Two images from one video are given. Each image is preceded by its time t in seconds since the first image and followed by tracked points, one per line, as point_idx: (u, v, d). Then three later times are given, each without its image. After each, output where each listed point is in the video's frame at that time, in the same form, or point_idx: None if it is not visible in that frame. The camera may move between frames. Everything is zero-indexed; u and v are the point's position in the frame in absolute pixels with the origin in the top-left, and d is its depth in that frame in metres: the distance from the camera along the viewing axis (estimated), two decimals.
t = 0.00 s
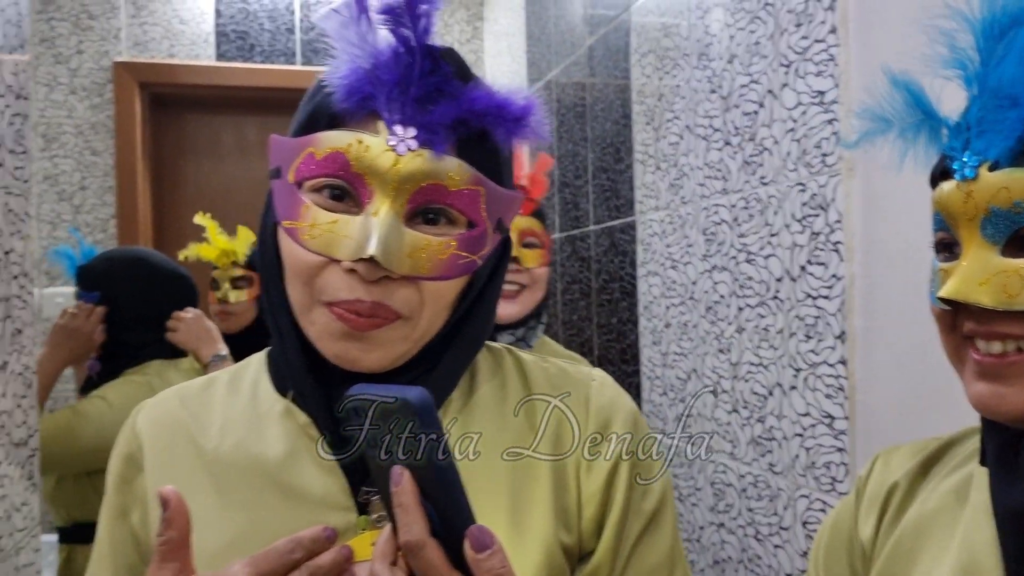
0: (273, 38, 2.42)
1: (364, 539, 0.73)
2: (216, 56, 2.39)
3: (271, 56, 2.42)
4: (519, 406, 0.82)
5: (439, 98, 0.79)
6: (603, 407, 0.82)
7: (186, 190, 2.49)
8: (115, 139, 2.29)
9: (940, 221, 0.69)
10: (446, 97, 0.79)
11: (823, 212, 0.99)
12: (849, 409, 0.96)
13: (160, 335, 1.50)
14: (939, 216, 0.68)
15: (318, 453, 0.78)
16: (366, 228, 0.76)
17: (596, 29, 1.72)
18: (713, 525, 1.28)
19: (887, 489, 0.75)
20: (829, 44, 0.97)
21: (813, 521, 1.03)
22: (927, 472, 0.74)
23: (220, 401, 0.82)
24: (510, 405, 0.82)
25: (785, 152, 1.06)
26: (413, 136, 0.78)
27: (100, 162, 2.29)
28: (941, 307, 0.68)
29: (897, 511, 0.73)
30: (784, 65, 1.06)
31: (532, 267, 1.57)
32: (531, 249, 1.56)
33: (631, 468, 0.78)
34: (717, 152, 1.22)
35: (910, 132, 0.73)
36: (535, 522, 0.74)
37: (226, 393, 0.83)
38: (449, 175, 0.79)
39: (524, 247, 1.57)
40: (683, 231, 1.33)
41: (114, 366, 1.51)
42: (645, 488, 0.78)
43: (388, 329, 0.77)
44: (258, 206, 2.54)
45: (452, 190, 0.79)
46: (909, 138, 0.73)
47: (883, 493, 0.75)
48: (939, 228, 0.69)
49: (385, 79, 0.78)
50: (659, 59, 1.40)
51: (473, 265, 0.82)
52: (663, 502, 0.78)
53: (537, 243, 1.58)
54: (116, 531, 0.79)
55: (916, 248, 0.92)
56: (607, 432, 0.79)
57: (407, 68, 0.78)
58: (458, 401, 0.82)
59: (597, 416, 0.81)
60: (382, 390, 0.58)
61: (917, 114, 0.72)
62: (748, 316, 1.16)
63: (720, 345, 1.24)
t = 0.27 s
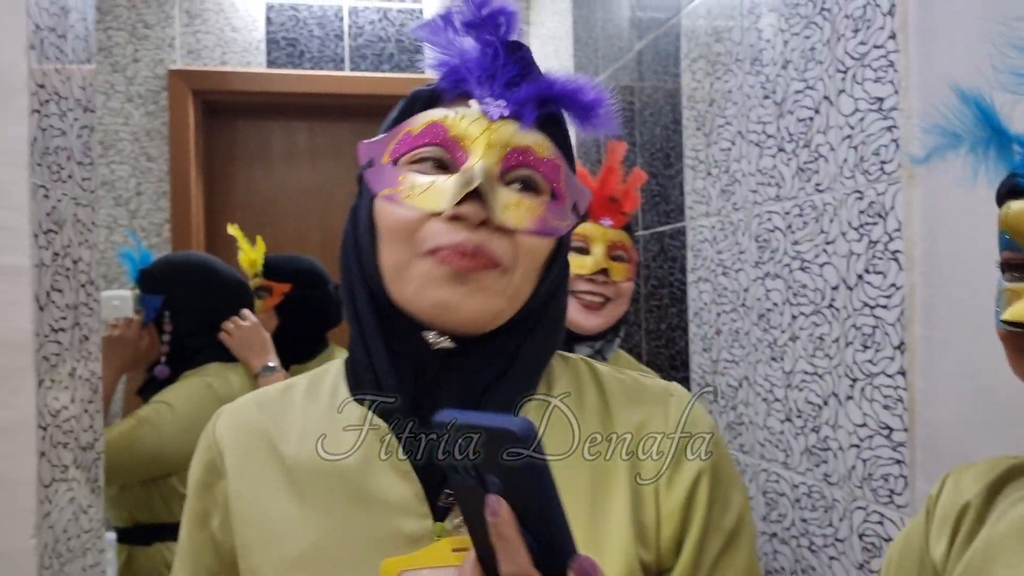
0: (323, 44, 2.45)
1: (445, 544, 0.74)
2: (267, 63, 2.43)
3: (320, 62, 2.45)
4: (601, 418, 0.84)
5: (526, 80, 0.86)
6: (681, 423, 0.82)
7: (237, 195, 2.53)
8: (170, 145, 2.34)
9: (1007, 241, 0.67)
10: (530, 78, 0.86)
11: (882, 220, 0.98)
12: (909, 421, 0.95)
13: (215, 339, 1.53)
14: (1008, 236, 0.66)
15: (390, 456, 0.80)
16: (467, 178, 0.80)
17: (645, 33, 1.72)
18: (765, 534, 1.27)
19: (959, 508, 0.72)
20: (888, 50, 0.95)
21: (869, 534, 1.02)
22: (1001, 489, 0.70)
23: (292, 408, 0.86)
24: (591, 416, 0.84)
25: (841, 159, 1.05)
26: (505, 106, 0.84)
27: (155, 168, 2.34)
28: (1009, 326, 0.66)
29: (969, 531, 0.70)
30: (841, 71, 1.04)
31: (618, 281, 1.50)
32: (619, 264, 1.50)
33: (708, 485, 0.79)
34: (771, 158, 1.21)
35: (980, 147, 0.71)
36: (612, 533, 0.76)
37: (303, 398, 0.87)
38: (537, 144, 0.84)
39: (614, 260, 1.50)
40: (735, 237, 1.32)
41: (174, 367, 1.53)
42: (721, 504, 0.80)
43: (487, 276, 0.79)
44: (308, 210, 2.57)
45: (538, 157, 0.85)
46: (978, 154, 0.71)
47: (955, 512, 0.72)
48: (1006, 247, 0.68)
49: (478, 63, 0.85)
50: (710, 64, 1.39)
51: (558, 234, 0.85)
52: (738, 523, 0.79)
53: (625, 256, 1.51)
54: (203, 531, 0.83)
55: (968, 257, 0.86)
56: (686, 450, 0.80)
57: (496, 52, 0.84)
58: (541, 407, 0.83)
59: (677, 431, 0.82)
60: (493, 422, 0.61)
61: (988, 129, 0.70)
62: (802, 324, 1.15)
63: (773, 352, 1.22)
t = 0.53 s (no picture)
0: (350, 49, 2.47)
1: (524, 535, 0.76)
2: (295, 67, 2.45)
3: (347, 66, 2.47)
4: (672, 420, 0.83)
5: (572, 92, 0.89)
6: (746, 431, 0.80)
7: (265, 198, 2.56)
8: (199, 148, 2.37)
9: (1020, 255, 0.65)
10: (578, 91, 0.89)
11: (911, 225, 0.97)
12: (938, 427, 0.94)
13: (245, 340, 1.55)
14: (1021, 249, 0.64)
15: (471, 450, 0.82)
16: (526, 192, 0.82)
17: (672, 37, 1.72)
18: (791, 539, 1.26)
19: (977, 522, 0.68)
20: (919, 54, 0.95)
21: (898, 540, 1.01)
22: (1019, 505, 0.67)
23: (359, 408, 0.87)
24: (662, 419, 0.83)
25: (870, 163, 1.05)
26: (555, 119, 0.86)
27: (184, 172, 2.37)
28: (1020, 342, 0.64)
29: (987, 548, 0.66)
30: (870, 75, 1.04)
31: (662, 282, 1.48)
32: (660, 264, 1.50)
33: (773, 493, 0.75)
34: (798, 162, 1.21)
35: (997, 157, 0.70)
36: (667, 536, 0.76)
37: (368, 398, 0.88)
38: (589, 151, 0.87)
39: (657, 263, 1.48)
40: (762, 241, 1.32)
41: (206, 369, 1.55)
42: (786, 506, 0.76)
43: (553, 288, 0.82)
44: (335, 212, 2.59)
45: (592, 165, 0.87)
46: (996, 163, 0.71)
47: (973, 528, 0.69)
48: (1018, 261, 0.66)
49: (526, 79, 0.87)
50: (737, 67, 1.39)
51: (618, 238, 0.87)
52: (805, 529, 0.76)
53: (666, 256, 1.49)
54: (262, 531, 0.84)
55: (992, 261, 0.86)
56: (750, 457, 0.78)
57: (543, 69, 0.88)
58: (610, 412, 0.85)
59: (743, 435, 0.79)
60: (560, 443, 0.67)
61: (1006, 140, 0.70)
62: (830, 329, 1.14)
63: (800, 357, 1.22)
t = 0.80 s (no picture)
0: (357, 50, 2.48)
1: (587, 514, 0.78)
2: (302, 69, 2.46)
3: (354, 68, 2.48)
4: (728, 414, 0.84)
5: (600, 124, 0.90)
6: (804, 424, 0.80)
7: (272, 199, 2.57)
8: (207, 150, 2.38)
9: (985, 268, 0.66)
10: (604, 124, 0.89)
11: (916, 228, 0.97)
12: (942, 430, 0.94)
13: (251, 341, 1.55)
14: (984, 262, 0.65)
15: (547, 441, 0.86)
16: (565, 246, 0.86)
17: (677, 39, 1.72)
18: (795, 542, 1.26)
19: (959, 531, 0.68)
20: (923, 56, 0.95)
21: (901, 543, 1.01)
22: (1004, 511, 0.67)
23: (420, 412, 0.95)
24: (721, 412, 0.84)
25: (874, 166, 1.05)
26: (584, 162, 0.88)
27: (192, 173, 2.38)
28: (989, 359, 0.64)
29: (969, 557, 0.67)
30: (875, 78, 1.04)
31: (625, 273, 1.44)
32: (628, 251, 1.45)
33: (829, 483, 0.77)
34: (802, 164, 1.21)
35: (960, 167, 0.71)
36: (706, 526, 0.76)
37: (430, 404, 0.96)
38: (621, 186, 0.89)
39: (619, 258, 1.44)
40: (766, 243, 1.32)
41: (211, 370, 1.56)
42: (838, 500, 0.77)
43: (606, 327, 0.86)
44: (342, 213, 2.60)
45: (627, 197, 0.89)
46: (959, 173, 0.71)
47: (953, 541, 0.69)
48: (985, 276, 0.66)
49: (551, 123, 0.89)
50: (742, 69, 1.39)
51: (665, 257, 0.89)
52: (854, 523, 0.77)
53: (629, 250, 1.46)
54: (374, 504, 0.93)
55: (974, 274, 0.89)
56: (807, 448, 0.79)
57: (566, 110, 0.89)
58: (673, 403, 0.86)
59: (800, 432, 0.80)
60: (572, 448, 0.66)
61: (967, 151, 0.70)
62: (834, 331, 1.14)
63: (804, 359, 1.22)
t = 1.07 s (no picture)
0: (354, 53, 2.48)
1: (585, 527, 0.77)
2: (300, 71, 2.46)
3: (352, 71, 2.48)
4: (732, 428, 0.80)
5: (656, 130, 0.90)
6: (800, 449, 0.75)
7: (269, 200, 2.57)
8: (204, 152, 2.38)
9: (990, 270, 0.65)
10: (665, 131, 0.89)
11: (907, 231, 0.97)
12: (933, 433, 0.94)
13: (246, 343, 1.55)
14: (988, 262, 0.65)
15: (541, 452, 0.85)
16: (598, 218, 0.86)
17: (673, 42, 1.72)
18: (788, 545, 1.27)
19: (972, 534, 0.68)
20: (914, 60, 0.95)
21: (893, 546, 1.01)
22: (1018, 517, 0.66)
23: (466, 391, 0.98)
24: (724, 425, 0.80)
25: (866, 169, 1.05)
26: (634, 156, 0.89)
27: (189, 175, 2.38)
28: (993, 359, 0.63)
29: (982, 561, 0.66)
30: (867, 81, 1.04)
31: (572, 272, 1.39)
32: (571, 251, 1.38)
33: (813, 512, 0.72)
34: (796, 167, 1.21)
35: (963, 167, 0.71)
36: (688, 542, 0.75)
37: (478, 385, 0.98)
38: (666, 183, 0.87)
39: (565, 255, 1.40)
40: (760, 246, 1.32)
41: (205, 370, 1.56)
42: (821, 524, 0.73)
43: (615, 300, 0.84)
44: (339, 215, 2.60)
45: (669, 194, 0.87)
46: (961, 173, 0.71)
47: (968, 541, 0.68)
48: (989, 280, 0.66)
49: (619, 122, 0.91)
50: (736, 72, 1.39)
51: (693, 259, 0.86)
52: (851, 552, 0.72)
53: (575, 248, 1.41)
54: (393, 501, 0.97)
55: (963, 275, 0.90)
56: (799, 472, 0.74)
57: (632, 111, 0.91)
58: (682, 418, 0.82)
59: (796, 451, 0.75)
60: (524, 494, 0.55)
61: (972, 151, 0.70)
62: (826, 334, 1.14)
63: (797, 362, 1.22)
